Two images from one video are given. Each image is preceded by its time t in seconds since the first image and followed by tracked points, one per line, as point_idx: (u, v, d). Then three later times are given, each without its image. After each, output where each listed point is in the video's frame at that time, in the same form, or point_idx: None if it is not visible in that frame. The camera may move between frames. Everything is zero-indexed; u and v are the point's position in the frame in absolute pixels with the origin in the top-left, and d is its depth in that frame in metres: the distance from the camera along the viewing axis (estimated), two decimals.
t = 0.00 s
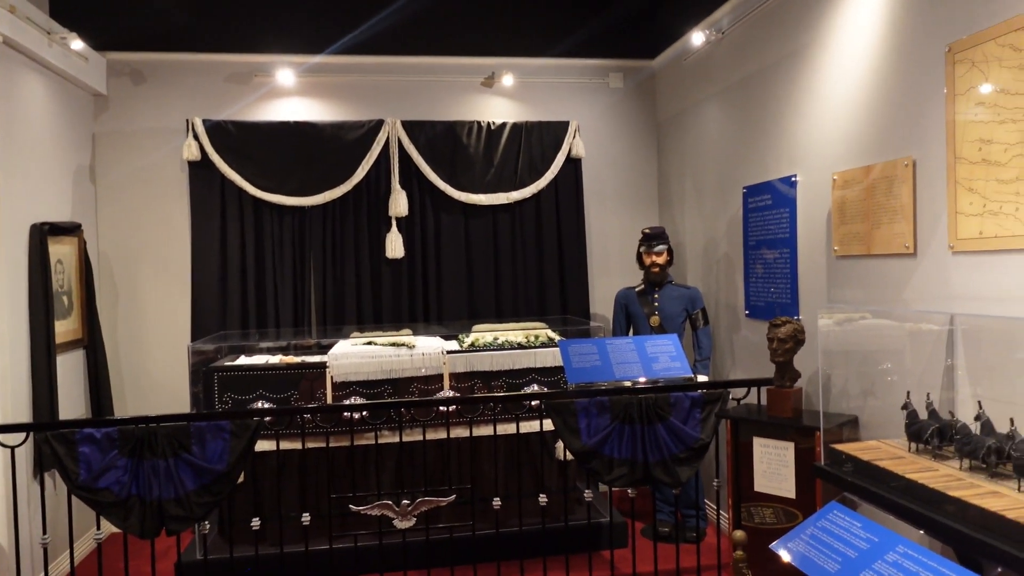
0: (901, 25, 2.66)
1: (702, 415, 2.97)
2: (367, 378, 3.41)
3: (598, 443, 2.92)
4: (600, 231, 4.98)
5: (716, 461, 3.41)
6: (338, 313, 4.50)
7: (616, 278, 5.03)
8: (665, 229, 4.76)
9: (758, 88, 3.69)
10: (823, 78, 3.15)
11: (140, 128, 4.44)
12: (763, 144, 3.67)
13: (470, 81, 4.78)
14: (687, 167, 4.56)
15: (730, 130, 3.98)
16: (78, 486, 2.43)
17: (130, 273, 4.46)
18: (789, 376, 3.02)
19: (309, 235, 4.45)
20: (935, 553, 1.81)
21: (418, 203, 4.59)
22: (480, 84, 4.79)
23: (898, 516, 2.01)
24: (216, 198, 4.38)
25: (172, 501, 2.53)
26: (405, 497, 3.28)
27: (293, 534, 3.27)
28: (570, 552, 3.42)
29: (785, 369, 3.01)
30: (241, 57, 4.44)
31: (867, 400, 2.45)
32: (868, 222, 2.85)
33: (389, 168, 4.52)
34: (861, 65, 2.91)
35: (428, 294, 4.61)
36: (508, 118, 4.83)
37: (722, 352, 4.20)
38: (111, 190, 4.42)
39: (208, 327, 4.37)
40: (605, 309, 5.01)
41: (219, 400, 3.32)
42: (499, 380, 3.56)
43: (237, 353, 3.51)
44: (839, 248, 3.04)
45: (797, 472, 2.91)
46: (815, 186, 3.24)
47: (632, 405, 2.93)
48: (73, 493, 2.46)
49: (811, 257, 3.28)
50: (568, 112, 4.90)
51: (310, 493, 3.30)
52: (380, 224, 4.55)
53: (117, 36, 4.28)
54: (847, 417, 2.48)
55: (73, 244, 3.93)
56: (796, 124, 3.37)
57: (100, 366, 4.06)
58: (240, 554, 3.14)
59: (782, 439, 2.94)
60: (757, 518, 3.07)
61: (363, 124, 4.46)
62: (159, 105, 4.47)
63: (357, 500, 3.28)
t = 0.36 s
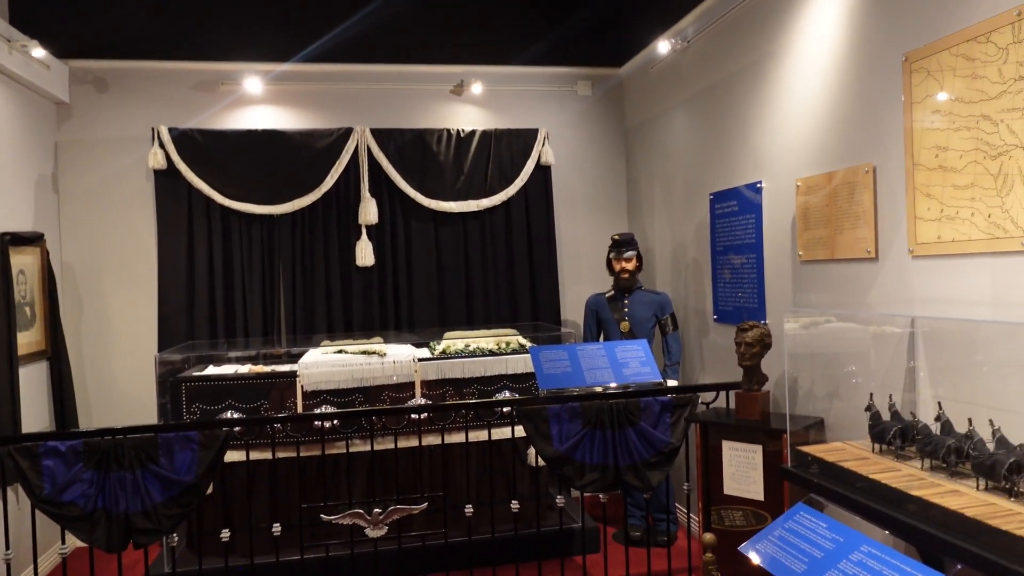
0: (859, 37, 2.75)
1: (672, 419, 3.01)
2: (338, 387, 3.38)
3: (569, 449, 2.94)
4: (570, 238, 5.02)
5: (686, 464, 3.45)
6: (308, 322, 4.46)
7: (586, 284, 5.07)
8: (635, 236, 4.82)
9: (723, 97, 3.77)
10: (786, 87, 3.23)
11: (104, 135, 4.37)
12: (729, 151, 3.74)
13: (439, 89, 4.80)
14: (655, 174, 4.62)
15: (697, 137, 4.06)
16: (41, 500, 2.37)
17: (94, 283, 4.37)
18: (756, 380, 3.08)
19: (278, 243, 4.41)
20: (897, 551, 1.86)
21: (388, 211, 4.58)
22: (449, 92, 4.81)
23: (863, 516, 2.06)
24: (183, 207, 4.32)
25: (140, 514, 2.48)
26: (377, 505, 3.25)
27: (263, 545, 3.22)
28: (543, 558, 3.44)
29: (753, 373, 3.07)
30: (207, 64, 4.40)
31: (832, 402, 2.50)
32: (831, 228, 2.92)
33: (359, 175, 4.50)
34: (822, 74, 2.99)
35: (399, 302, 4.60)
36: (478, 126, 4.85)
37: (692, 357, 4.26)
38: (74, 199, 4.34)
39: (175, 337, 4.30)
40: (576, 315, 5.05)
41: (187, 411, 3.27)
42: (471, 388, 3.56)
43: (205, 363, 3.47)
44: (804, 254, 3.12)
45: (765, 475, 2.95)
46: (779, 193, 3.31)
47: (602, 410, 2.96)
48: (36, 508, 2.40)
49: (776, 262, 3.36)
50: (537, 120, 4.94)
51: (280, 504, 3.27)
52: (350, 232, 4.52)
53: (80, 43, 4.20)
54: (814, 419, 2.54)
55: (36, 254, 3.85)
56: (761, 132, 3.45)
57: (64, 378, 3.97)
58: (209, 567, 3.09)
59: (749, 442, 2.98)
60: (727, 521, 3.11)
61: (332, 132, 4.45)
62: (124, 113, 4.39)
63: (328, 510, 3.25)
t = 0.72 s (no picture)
0: (825, 51, 2.83)
1: (646, 425, 3.05)
2: (313, 394, 3.37)
3: (544, 454, 2.96)
4: (546, 245, 5.06)
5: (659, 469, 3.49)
6: (283, 328, 4.43)
7: (562, 291, 5.11)
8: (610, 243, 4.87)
9: (696, 106, 3.84)
10: (757, 98, 3.31)
11: (76, 141, 4.31)
12: (702, 160, 3.81)
13: (416, 96, 4.82)
14: (630, 182, 4.68)
15: (671, 146, 4.12)
16: (11, 510, 2.33)
17: (65, 289, 4.31)
18: (728, 386, 3.14)
19: (253, 249, 4.39)
20: (862, 553, 1.91)
21: (364, 217, 4.58)
22: (425, 99, 4.83)
23: (830, 518, 2.11)
24: (156, 212, 4.28)
25: (112, 523, 2.45)
26: (352, 512, 3.24)
27: (237, 554, 3.20)
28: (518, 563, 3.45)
29: (724, 378, 3.13)
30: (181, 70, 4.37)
31: (804, 407, 2.52)
32: (800, 237, 2.99)
33: (335, 181, 4.50)
34: (790, 87, 3.07)
35: (376, 309, 4.60)
36: (454, 133, 4.88)
37: (666, 363, 4.31)
38: (45, 204, 4.28)
39: (149, 343, 4.26)
40: (552, 322, 5.08)
41: (160, 418, 3.24)
42: (447, 394, 3.57)
43: (179, 370, 3.44)
44: (774, 261, 3.18)
45: (737, 479, 3.01)
46: (751, 201, 3.38)
47: (577, 416, 2.99)
48: (6, 518, 2.36)
49: (747, 270, 3.42)
50: (513, 128, 4.98)
51: (255, 512, 3.24)
52: (326, 238, 4.51)
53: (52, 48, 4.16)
54: (784, 424, 2.54)
55: (6, 260, 3.79)
56: (732, 141, 3.52)
57: (35, 386, 3.90)
58: None
59: (722, 447, 3.04)
60: (701, 525, 3.15)
61: (308, 138, 4.44)
62: (97, 118, 4.35)
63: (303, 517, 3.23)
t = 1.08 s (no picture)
0: (806, 60, 2.88)
1: (629, 427, 3.07)
2: (298, 395, 3.37)
3: (527, 456, 2.98)
4: (532, 248, 5.09)
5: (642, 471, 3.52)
6: (268, 330, 4.42)
7: (548, 295, 5.14)
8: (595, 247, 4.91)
9: (680, 112, 3.88)
10: (740, 104, 3.35)
11: (61, 140, 4.29)
12: (686, 165, 3.84)
13: (403, 99, 4.84)
14: (615, 186, 4.72)
15: (656, 151, 4.16)
16: None
17: (48, 289, 4.28)
18: (709, 389, 3.18)
19: (239, 251, 4.38)
20: (838, 553, 1.94)
21: (351, 219, 4.58)
22: (412, 102, 4.85)
23: (807, 519, 2.15)
24: (141, 213, 4.26)
25: (94, 524, 2.45)
26: (336, 513, 3.24)
27: (220, 555, 3.19)
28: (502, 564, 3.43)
29: (706, 381, 3.16)
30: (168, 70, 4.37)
31: (783, 410, 2.56)
32: (781, 242, 3.04)
33: (321, 183, 4.50)
34: (772, 94, 3.11)
35: (361, 311, 4.60)
36: (441, 136, 4.90)
37: (650, 366, 4.35)
38: (28, 203, 4.25)
39: (132, 344, 4.24)
40: (538, 324, 5.11)
41: (143, 419, 3.23)
42: (433, 396, 3.58)
43: (163, 370, 3.43)
44: (756, 266, 3.23)
45: (717, 481, 3.04)
46: (733, 207, 3.42)
47: (560, 418, 3.01)
48: None
49: (730, 274, 3.47)
50: (500, 132, 5.01)
51: (238, 513, 3.24)
52: (312, 240, 4.51)
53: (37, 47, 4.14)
54: (765, 427, 2.60)
55: None
56: (716, 147, 3.56)
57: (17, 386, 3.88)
58: None
59: (704, 449, 3.07)
60: (684, 527, 3.18)
61: (294, 140, 4.44)
62: (82, 118, 4.33)
63: (286, 518, 3.23)
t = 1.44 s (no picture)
0: (781, 61, 2.93)
1: (605, 422, 3.12)
2: (276, 388, 3.38)
3: (504, 449, 3.02)
4: (512, 244, 5.12)
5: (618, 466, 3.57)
6: (247, 324, 4.42)
7: (528, 291, 5.17)
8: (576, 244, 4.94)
9: (660, 111, 3.92)
10: (718, 104, 3.39)
11: (38, 131, 4.25)
12: (665, 163, 3.88)
13: (385, 94, 4.84)
14: (596, 183, 4.76)
15: (636, 149, 4.19)
16: None
17: (24, 281, 4.24)
18: (684, 384, 3.22)
19: (218, 244, 4.37)
20: (802, 544, 1.99)
21: (331, 214, 4.58)
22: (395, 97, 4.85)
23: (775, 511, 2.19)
24: (120, 205, 4.24)
25: (68, 515, 2.45)
26: (313, 506, 3.26)
27: (196, 548, 3.20)
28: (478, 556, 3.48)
29: (681, 377, 3.22)
30: (148, 62, 4.34)
31: (755, 407, 2.62)
32: (755, 240, 3.10)
33: (302, 177, 4.49)
34: (748, 95, 3.16)
35: (341, 305, 4.61)
36: (423, 131, 4.91)
37: (627, 362, 4.40)
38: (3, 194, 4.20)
39: (109, 336, 4.22)
40: (517, 320, 5.14)
41: (120, 412, 3.23)
42: (412, 391, 3.60)
43: (141, 363, 3.42)
44: (731, 263, 3.28)
45: (691, 475, 3.09)
46: (710, 205, 3.47)
47: (536, 413, 3.05)
48: None
49: (706, 272, 3.52)
50: (482, 128, 5.03)
51: (215, 506, 3.24)
52: (292, 234, 4.51)
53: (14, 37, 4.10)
54: (738, 422, 2.64)
55: None
56: (694, 145, 3.61)
57: None
58: (140, 569, 3.05)
59: (678, 444, 3.12)
60: (661, 522, 3.22)
61: (275, 134, 4.43)
62: (59, 108, 4.28)
63: (264, 511, 3.24)
